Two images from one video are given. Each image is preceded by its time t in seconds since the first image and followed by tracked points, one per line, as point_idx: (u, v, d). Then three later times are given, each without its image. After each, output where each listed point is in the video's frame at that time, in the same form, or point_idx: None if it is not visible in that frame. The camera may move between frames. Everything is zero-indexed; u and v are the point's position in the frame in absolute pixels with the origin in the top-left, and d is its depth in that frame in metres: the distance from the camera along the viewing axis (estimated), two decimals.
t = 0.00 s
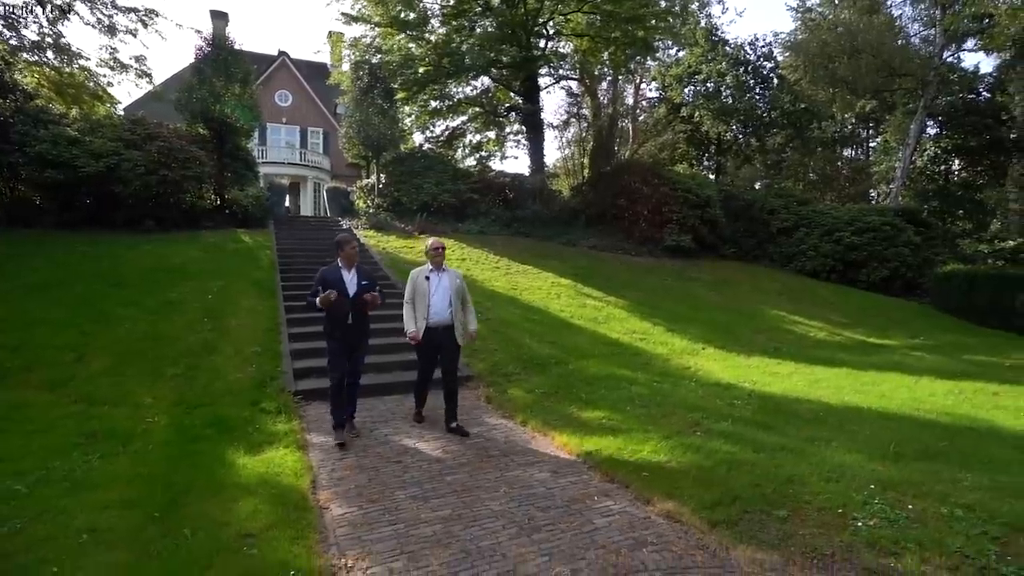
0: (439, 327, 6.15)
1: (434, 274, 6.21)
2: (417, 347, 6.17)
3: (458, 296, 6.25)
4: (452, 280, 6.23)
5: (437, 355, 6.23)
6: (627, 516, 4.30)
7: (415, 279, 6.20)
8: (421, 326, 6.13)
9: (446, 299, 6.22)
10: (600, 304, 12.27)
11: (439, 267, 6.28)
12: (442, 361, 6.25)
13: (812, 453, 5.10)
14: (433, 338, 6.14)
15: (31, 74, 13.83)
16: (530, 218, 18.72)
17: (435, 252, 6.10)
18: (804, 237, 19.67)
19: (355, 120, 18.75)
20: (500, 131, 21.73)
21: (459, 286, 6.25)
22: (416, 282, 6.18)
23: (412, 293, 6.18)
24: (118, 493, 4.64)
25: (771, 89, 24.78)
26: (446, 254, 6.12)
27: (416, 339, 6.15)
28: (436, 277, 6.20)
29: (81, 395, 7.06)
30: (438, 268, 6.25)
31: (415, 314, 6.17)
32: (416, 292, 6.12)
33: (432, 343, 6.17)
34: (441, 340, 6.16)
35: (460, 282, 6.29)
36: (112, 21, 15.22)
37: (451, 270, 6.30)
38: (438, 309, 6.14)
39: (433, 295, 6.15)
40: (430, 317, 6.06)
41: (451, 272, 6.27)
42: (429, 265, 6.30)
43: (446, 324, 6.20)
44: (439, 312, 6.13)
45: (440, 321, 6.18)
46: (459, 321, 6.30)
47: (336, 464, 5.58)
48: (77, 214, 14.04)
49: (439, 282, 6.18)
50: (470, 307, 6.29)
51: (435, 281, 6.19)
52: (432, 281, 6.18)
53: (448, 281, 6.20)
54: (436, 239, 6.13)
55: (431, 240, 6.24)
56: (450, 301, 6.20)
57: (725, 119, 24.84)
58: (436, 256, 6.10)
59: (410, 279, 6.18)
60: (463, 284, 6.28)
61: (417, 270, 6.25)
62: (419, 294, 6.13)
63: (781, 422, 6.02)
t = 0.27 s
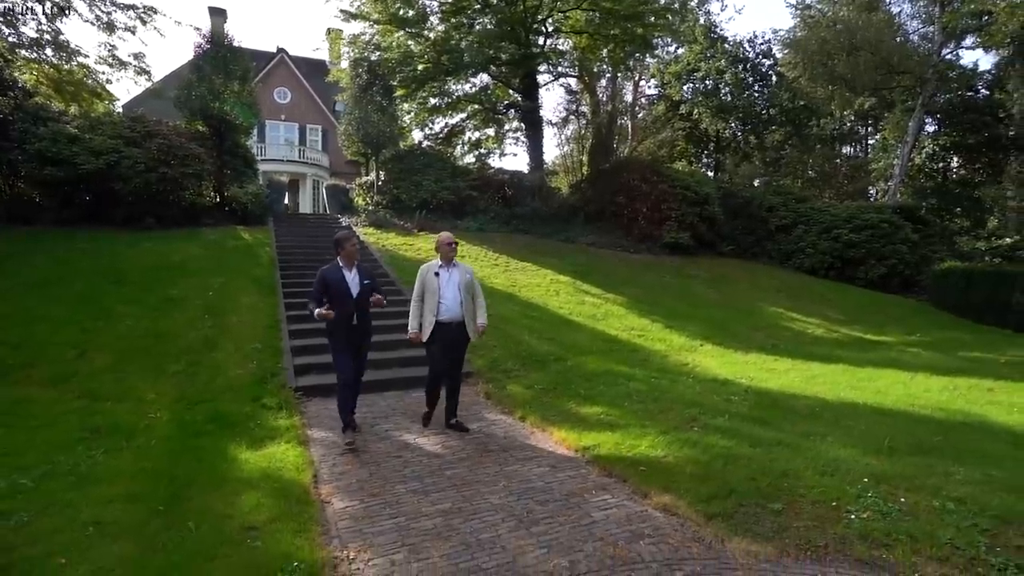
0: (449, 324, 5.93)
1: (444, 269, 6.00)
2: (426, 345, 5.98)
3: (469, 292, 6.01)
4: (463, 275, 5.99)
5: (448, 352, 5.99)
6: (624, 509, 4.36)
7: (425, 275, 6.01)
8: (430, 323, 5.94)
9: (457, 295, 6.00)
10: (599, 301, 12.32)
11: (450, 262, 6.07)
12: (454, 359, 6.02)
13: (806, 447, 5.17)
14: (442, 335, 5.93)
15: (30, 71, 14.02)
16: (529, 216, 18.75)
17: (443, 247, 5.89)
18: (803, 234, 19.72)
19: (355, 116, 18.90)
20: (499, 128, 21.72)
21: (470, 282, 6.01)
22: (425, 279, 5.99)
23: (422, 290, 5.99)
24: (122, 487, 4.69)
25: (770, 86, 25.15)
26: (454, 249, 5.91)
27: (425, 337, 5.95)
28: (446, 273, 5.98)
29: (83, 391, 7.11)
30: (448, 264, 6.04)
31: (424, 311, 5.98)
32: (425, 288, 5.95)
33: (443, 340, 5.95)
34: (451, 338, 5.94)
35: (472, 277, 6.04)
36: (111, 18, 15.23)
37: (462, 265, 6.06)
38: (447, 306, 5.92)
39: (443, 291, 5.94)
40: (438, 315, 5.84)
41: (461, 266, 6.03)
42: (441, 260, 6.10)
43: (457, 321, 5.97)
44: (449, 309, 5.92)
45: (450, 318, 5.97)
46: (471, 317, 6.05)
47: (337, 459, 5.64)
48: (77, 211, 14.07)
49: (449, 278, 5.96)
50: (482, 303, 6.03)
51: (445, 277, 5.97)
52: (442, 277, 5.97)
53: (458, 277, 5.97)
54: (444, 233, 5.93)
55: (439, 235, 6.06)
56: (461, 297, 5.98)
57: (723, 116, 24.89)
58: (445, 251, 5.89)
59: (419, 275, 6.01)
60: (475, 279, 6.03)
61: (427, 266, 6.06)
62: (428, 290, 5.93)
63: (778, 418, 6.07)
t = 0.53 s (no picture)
0: (458, 324, 5.62)
1: (450, 267, 5.67)
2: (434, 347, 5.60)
3: (476, 290, 5.75)
4: (469, 274, 5.72)
5: (455, 354, 5.67)
6: (621, 504, 4.40)
7: (430, 273, 5.63)
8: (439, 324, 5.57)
9: (463, 294, 5.72)
10: (596, 298, 12.35)
11: (453, 260, 5.75)
12: (460, 361, 5.70)
13: (802, 443, 5.22)
14: (451, 337, 5.59)
15: (24, 67, 14.18)
16: (526, 212, 18.77)
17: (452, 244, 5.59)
18: (800, 231, 19.78)
19: (352, 113, 18.69)
20: (496, 124, 21.59)
21: (476, 280, 5.76)
22: (431, 277, 5.61)
23: (428, 289, 5.60)
24: (123, 482, 4.72)
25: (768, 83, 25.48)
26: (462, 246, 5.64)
27: (433, 338, 5.58)
28: (452, 271, 5.66)
29: (82, 388, 7.12)
30: (454, 261, 5.72)
31: (431, 311, 5.60)
32: (433, 287, 5.57)
33: (451, 342, 5.61)
34: (460, 340, 5.63)
35: (477, 276, 5.80)
36: (107, 13, 15.19)
37: (466, 263, 5.79)
38: (457, 305, 5.60)
39: (451, 289, 5.61)
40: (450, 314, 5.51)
41: (467, 264, 5.76)
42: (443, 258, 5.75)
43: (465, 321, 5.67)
44: (458, 308, 5.59)
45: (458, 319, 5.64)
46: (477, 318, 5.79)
47: (336, 454, 5.67)
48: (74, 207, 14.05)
49: (456, 276, 5.65)
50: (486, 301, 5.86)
51: (452, 275, 5.65)
52: (448, 275, 5.64)
53: (465, 275, 5.70)
54: (451, 229, 5.64)
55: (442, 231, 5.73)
56: (468, 296, 5.69)
57: (721, 112, 24.92)
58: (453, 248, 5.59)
59: (425, 274, 5.61)
60: (480, 278, 5.81)
61: (430, 263, 5.67)
62: (436, 289, 5.57)
63: (773, 413, 6.13)
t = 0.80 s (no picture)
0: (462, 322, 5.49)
1: (450, 264, 5.52)
2: (440, 348, 5.42)
3: (476, 288, 5.63)
4: (469, 271, 5.61)
5: (457, 354, 5.53)
6: (617, 496, 4.44)
7: (430, 270, 5.44)
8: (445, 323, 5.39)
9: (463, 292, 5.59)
10: (593, 293, 12.38)
11: (451, 257, 5.60)
12: (462, 361, 5.57)
13: (796, 436, 5.25)
14: (456, 336, 5.45)
15: (16, 61, 14.01)
16: (524, 207, 18.78)
17: (453, 240, 5.45)
18: (796, 225, 19.83)
19: (349, 108, 18.55)
20: (493, 118, 21.54)
21: (476, 277, 5.65)
22: (433, 274, 5.42)
23: (430, 287, 5.41)
24: (121, 476, 4.74)
25: (764, 77, 25.60)
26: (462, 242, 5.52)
27: (440, 339, 5.40)
28: (453, 268, 5.51)
29: (79, 383, 7.13)
30: (454, 258, 5.58)
31: (434, 310, 5.41)
32: (437, 285, 5.39)
33: (455, 342, 5.47)
34: (464, 338, 5.50)
35: (474, 273, 5.70)
36: (100, 6, 15.10)
37: (464, 260, 5.68)
38: (460, 303, 5.46)
39: (454, 287, 5.45)
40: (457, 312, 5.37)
41: (466, 261, 5.64)
42: (440, 256, 5.57)
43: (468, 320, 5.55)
44: (463, 306, 5.45)
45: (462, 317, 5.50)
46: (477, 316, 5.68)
47: (334, 448, 5.68)
48: (70, 201, 14.00)
49: (457, 273, 5.51)
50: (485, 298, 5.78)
51: (453, 272, 5.50)
52: (450, 272, 5.48)
53: (466, 271, 5.58)
54: (450, 225, 5.51)
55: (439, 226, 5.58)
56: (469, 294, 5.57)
57: (718, 106, 24.96)
58: (453, 244, 5.45)
59: (426, 272, 5.41)
60: (478, 275, 5.72)
61: (429, 261, 5.48)
62: (440, 287, 5.39)
63: (769, 407, 6.17)
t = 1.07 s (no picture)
0: (461, 314, 5.48)
1: (449, 255, 5.49)
2: (441, 341, 5.38)
3: (473, 280, 5.63)
4: (465, 263, 5.61)
5: (455, 346, 5.53)
6: (615, 489, 4.47)
7: (430, 262, 5.39)
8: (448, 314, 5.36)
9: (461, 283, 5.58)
10: (590, 286, 12.39)
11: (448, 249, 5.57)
12: (459, 353, 5.58)
13: (792, 429, 5.28)
14: (456, 328, 5.45)
15: (10, 53, 14.08)
16: (521, 201, 18.77)
17: (453, 231, 5.42)
18: (794, 219, 19.85)
19: (346, 101, 18.57)
20: (491, 112, 21.48)
21: (473, 269, 5.65)
22: (433, 266, 5.37)
23: (430, 279, 5.35)
24: (120, 470, 4.75)
25: (762, 71, 25.47)
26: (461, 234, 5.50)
27: (446, 330, 5.34)
28: (451, 259, 5.49)
29: (76, 377, 7.13)
30: (452, 249, 5.55)
31: (435, 303, 5.35)
32: (438, 275, 5.34)
33: (454, 334, 5.46)
34: (463, 330, 5.51)
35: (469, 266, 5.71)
36: None
37: (460, 251, 5.67)
38: (460, 296, 5.44)
39: (454, 279, 5.42)
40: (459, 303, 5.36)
41: (463, 252, 5.64)
42: (437, 246, 5.52)
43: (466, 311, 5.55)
44: (462, 298, 5.44)
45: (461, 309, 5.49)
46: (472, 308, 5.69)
47: (332, 441, 5.70)
48: (65, 195, 13.90)
49: (456, 264, 5.49)
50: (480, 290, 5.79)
51: (452, 264, 5.47)
52: (449, 264, 5.45)
53: (465, 263, 5.56)
54: (449, 216, 5.47)
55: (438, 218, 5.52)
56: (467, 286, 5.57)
57: (716, 100, 24.96)
58: (453, 235, 5.43)
59: (426, 263, 5.35)
60: (474, 267, 5.72)
61: (428, 252, 5.42)
62: (441, 279, 5.34)
63: (766, 400, 6.20)
